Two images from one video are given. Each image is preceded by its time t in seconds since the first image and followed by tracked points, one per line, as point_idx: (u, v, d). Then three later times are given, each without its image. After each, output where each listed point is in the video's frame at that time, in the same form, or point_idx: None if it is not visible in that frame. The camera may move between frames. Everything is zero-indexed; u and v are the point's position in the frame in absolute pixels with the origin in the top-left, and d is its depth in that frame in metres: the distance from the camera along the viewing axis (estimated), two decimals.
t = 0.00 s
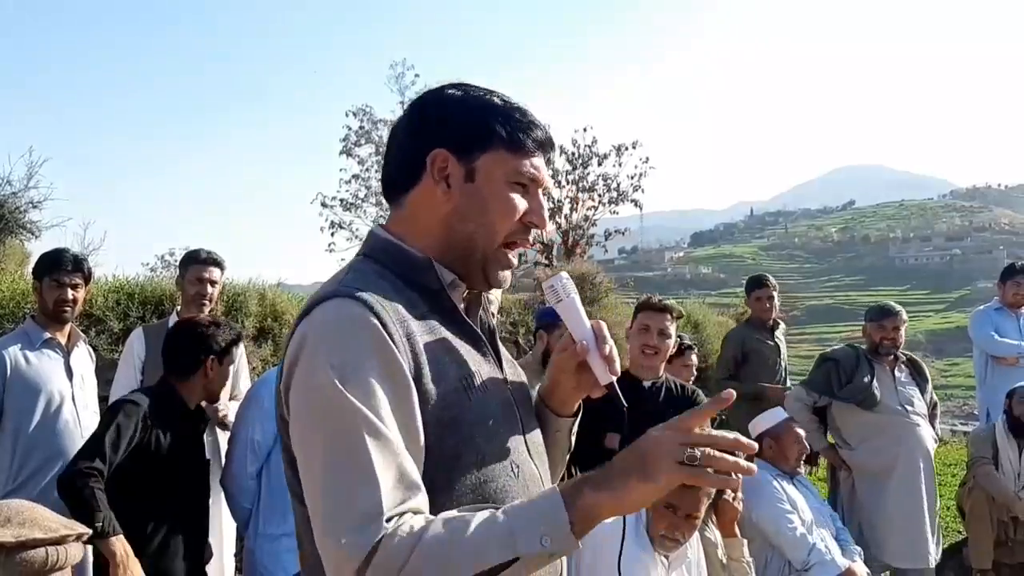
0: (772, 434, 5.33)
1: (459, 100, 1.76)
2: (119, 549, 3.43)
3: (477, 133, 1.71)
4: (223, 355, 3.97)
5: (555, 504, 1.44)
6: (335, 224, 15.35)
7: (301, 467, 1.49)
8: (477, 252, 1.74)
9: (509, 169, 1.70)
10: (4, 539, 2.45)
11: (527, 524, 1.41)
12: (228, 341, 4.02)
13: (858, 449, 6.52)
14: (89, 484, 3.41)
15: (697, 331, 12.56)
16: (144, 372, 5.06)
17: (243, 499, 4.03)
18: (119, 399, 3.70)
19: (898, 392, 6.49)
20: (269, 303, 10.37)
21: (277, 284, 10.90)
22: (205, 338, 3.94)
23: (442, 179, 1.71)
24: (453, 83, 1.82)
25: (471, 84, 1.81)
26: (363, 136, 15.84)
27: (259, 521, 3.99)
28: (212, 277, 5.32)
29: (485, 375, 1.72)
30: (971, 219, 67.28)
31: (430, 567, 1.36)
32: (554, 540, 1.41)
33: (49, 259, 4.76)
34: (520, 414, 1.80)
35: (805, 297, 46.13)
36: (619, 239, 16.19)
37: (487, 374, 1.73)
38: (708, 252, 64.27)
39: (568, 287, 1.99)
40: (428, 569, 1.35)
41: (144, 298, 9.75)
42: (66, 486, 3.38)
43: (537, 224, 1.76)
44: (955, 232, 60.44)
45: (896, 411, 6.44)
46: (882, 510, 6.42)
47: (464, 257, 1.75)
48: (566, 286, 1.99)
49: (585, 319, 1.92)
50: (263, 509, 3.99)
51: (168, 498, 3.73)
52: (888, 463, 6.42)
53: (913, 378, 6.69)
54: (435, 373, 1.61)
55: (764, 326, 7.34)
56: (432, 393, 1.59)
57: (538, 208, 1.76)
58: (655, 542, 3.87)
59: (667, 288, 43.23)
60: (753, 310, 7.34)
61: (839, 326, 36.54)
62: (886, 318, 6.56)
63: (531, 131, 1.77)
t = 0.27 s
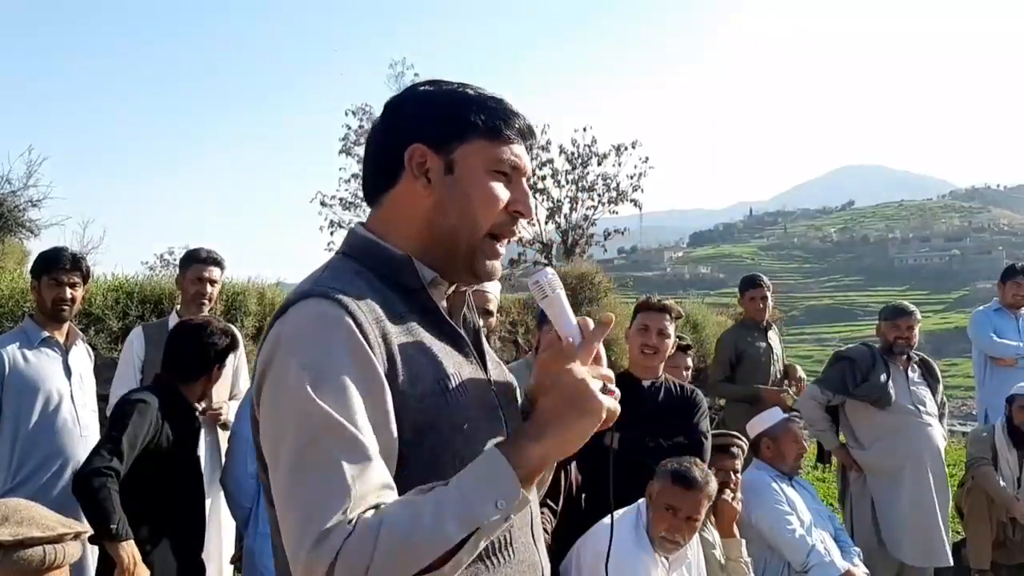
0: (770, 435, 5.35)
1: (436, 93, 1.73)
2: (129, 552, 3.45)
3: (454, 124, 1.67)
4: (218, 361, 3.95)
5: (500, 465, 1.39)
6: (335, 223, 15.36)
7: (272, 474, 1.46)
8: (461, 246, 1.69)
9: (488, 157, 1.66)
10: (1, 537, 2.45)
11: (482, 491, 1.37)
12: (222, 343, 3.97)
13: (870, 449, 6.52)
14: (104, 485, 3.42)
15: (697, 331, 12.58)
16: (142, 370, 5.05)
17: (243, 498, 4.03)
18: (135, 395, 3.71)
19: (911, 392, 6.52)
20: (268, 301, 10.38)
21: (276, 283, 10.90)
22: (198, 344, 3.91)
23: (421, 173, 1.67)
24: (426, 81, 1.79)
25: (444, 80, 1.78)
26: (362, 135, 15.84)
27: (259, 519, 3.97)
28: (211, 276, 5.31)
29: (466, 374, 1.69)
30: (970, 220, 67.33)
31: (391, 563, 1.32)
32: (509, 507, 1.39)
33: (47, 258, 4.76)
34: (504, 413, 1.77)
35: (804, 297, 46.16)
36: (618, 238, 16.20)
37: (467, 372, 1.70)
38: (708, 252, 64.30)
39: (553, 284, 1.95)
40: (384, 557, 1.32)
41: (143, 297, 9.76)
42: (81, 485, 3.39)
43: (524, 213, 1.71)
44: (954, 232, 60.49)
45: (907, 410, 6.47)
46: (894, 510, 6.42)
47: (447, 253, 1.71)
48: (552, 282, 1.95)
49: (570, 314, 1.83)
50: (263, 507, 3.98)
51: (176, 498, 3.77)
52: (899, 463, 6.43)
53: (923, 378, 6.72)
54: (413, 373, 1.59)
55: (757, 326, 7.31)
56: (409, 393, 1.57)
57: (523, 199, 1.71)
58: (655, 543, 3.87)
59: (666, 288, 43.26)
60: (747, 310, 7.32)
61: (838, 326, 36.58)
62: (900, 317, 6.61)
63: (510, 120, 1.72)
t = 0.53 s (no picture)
0: (766, 434, 5.35)
1: (417, 88, 1.72)
2: (130, 555, 3.45)
3: (433, 121, 1.66)
4: (206, 343, 3.90)
5: (540, 483, 1.38)
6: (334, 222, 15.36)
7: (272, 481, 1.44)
8: (445, 243, 1.68)
9: (469, 156, 1.65)
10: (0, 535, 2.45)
11: (517, 508, 1.36)
12: (214, 332, 3.95)
13: (874, 448, 6.53)
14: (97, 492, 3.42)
15: (696, 330, 12.58)
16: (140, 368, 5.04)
17: (241, 495, 4.05)
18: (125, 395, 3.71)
19: (916, 392, 6.52)
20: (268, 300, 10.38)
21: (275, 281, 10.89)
22: (189, 325, 3.92)
23: (400, 171, 1.67)
24: (410, 73, 1.78)
25: (428, 73, 1.77)
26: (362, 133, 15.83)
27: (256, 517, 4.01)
28: (210, 275, 5.31)
29: (452, 375, 1.69)
30: (969, 219, 67.39)
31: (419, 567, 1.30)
32: (544, 527, 1.37)
33: (45, 256, 4.76)
34: (490, 412, 1.77)
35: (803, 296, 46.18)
36: (618, 237, 16.20)
37: (454, 373, 1.70)
38: (707, 251, 64.32)
39: (538, 280, 1.89)
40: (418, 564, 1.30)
41: (142, 295, 9.75)
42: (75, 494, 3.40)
43: (506, 212, 1.69)
44: (953, 232, 60.54)
45: (913, 410, 6.46)
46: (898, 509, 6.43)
47: (430, 250, 1.70)
48: (536, 279, 1.90)
49: (557, 316, 1.83)
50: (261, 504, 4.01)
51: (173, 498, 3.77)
52: (904, 463, 6.43)
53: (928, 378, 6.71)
54: (398, 375, 1.59)
55: (754, 326, 7.31)
56: (394, 397, 1.56)
57: (507, 196, 1.69)
58: (656, 544, 3.87)
59: (666, 287, 43.28)
60: (744, 309, 7.32)
61: (837, 325, 36.60)
62: (906, 317, 6.60)
63: (494, 116, 1.71)
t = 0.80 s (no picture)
0: (764, 432, 5.35)
1: (430, 87, 1.72)
2: (113, 549, 3.43)
3: (443, 122, 1.66)
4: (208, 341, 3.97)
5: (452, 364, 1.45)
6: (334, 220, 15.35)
7: (281, 465, 1.46)
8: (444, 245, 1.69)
9: (479, 162, 1.66)
10: None
11: (452, 386, 1.43)
12: (209, 339, 3.99)
13: (874, 445, 6.53)
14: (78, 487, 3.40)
15: (695, 328, 12.59)
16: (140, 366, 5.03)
17: (240, 493, 4.03)
18: (114, 397, 3.69)
19: (917, 389, 6.52)
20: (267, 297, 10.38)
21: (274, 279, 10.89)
22: (186, 331, 3.93)
23: (405, 170, 1.67)
24: (424, 70, 1.78)
25: (444, 72, 1.77)
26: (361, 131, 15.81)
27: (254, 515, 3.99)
28: (210, 274, 5.31)
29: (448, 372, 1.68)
30: (967, 217, 67.43)
31: (420, 486, 1.35)
32: (485, 390, 1.45)
33: (45, 254, 4.75)
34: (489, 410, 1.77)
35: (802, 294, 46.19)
36: (617, 235, 16.21)
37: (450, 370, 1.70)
38: (705, 250, 64.36)
39: (537, 280, 1.91)
40: (412, 482, 1.34)
41: (141, 293, 9.75)
42: (54, 489, 3.38)
43: (508, 221, 1.68)
44: (952, 230, 60.57)
45: (913, 408, 6.47)
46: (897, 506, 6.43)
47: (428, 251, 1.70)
48: (536, 279, 1.92)
49: (555, 316, 1.88)
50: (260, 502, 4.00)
51: (162, 496, 3.74)
52: (902, 459, 6.44)
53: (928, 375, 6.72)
54: (397, 371, 1.59)
55: (752, 323, 7.32)
56: (393, 392, 1.56)
57: (509, 203, 1.69)
58: (656, 541, 3.88)
59: (665, 285, 43.27)
60: (743, 306, 7.34)
61: (836, 323, 36.61)
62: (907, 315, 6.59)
63: (505, 122, 1.71)
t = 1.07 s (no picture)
0: (763, 429, 5.35)
1: (422, 79, 1.71)
2: (114, 546, 3.43)
3: (433, 111, 1.65)
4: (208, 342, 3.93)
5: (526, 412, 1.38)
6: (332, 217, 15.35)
7: (287, 469, 1.44)
8: (446, 237, 1.66)
9: (473, 148, 1.63)
10: None
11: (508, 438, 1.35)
12: (207, 336, 3.98)
13: (873, 442, 6.54)
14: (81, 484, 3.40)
15: (694, 325, 12.60)
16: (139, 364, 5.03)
17: (241, 491, 4.03)
18: (115, 393, 3.69)
19: (916, 386, 6.53)
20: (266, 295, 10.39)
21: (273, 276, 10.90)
22: (184, 331, 3.92)
23: (401, 164, 1.66)
24: (418, 64, 1.77)
25: (435, 64, 1.76)
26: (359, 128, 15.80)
27: (255, 513, 3.99)
28: (210, 271, 5.31)
29: (455, 370, 1.69)
30: (966, 214, 67.44)
31: (435, 517, 1.29)
32: (545, 453, 1.37)
33: (44, 251, 4.75)
34: (494, 407, 1.77)
35: (801, 291, 46.22)
36: (616, 232, 16.21)
37: (458, 368, 1.70)
38: (704, 247, 64.39)
39: (543, 279, 1.91)
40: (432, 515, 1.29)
41: (140, 290, 9.75)
42: (57, 485, 3.38)
43: (507, 207, 1.66)
44: (951, 227, 60.60)
45: (913, 404, 6.48)
46: (896, 503, 6.44)
47: (430, 244, 1.69)
48: (542, 277, 1.91)
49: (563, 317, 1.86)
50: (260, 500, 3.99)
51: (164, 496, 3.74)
52: (901, 456, 6.45)
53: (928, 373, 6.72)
54: (405, 369, 1.59)
55: (750, 321, 7.32)
56: (402, 391, 1.56)
57: (508, 187, 1.66)
58: (656, 536, 3.88)
59: (664, 283, 43.29)
60: (741, 302, 7.32)
61: (835, 320, 36.64)
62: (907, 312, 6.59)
63: (497, 106, 1.68)
